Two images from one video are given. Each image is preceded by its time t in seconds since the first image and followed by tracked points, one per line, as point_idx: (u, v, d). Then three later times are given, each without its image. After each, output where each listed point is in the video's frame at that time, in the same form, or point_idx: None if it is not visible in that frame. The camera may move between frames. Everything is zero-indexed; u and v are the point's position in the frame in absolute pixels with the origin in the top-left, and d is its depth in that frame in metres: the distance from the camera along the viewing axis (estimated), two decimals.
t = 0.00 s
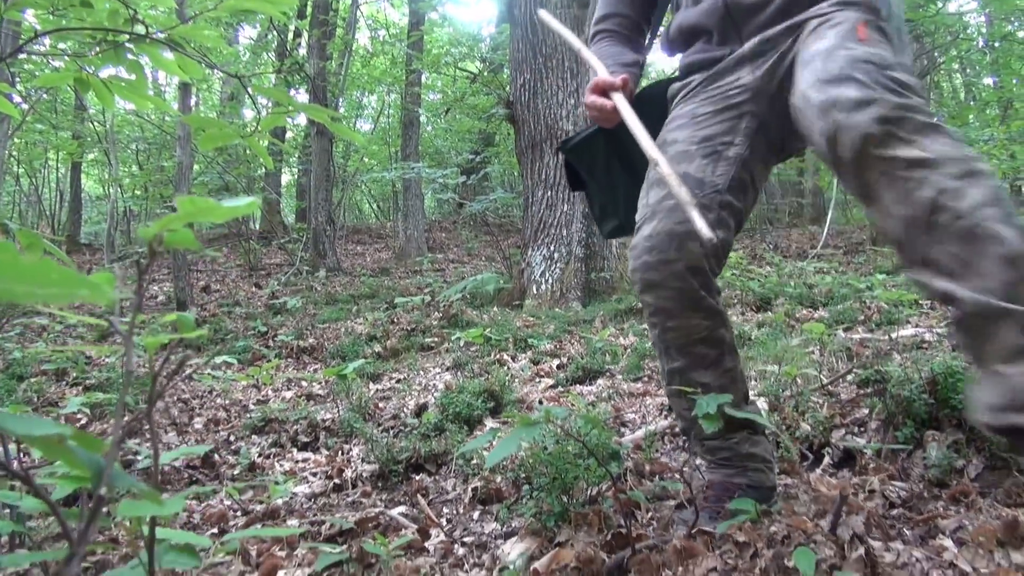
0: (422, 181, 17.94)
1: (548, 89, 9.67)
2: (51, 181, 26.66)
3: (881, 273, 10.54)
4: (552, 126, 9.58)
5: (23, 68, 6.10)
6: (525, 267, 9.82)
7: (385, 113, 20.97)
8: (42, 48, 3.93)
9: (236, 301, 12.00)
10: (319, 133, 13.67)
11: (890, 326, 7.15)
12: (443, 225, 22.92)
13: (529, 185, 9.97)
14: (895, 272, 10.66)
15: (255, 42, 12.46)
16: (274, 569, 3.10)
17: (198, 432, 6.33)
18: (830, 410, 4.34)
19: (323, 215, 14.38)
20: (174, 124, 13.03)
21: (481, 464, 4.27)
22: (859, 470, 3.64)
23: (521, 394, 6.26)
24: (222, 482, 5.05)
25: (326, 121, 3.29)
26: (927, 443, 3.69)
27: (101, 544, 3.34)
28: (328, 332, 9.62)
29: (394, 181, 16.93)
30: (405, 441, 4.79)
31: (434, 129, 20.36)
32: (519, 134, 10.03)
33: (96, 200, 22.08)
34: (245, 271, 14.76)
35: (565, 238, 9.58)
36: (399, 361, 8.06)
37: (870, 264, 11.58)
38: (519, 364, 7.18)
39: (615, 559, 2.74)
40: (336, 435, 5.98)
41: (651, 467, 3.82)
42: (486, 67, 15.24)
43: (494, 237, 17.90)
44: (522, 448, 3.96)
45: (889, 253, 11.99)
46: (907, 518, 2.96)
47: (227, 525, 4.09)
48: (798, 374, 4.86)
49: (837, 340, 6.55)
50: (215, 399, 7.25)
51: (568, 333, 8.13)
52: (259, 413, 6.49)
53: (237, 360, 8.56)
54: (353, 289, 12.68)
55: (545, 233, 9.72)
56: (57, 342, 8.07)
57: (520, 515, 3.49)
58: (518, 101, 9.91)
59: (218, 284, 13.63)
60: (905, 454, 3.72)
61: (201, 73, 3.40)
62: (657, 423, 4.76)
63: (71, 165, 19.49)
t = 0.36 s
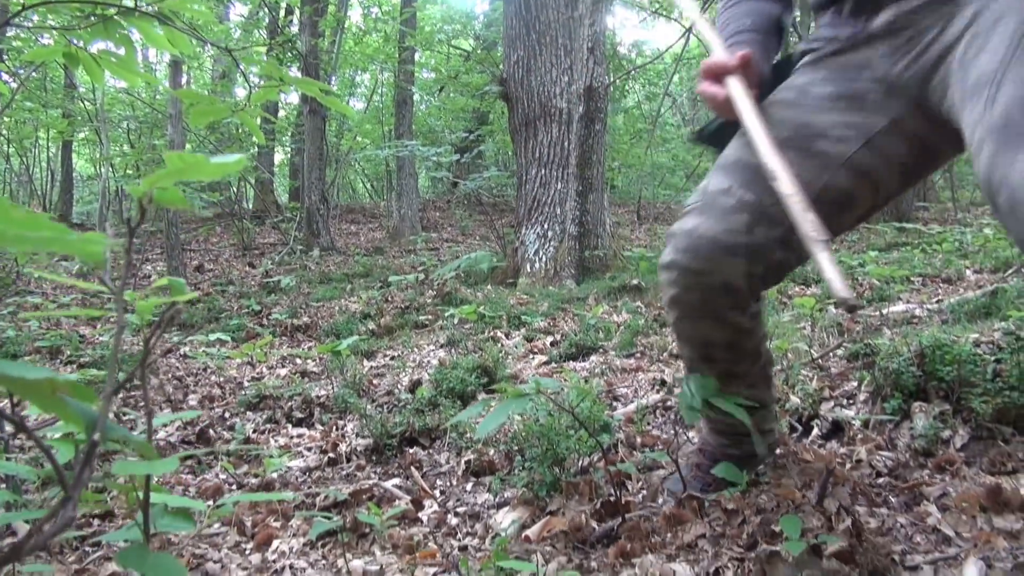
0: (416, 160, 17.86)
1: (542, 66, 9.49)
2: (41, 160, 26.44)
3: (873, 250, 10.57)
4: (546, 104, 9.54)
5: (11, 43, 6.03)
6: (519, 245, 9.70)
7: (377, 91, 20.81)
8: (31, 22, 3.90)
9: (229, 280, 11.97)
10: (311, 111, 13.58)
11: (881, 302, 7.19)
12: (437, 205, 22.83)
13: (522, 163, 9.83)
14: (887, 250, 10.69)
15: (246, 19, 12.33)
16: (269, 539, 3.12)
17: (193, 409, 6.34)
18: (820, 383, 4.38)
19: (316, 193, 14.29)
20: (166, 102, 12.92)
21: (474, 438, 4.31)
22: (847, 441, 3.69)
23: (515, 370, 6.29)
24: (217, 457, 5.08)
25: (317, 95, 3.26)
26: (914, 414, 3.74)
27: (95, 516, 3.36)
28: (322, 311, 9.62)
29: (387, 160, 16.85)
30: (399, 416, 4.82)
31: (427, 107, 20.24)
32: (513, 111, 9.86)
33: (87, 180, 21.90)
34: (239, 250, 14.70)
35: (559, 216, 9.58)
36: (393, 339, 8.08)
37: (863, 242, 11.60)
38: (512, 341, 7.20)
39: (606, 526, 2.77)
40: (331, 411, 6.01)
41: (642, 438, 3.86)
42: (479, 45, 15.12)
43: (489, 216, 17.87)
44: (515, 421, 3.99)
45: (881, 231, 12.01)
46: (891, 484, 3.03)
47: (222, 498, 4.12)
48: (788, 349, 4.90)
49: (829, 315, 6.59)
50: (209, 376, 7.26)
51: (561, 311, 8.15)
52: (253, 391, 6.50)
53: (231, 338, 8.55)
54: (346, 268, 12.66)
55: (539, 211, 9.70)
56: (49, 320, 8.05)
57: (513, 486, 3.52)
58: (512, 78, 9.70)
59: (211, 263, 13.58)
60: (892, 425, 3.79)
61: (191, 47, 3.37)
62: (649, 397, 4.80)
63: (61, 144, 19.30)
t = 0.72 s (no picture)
0: (410, 135, 17.72)
1: (536, 39, 9.43)
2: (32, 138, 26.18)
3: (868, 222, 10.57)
4: (541, 76, 9.45)
5: None
6: (514, 219, 9.71)
7: (370, 65, 20.59)
8: None
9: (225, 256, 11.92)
10: (303, 86, 13.45)
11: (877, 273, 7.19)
12: (432, 180, 22.70)
13: (516, 135, 9.79)
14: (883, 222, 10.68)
15: None
16: (269, 504, 3.13)
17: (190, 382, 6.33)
18: (816, 349, 4.39)
19: (310, 169, 14.16)
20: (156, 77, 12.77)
21: (473, 407, 4.32)
22: (843, 405, 3.72)
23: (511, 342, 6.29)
24: (216, 428, 5.09)
25: (309, 62, 3.19)
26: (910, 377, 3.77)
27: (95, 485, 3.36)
28: (318, 286, 9.59)
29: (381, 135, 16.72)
30: (396, 386, 4.82)
31: (421, 82, 20.06)
32: (507, 85, 9.82)
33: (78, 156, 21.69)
34: (233, 226, 14.63)
35: (555, 189, 9.55)
36: (390, 313, 8.07)
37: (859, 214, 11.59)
38: (509, 314, 7.19)
39: (605, 487, 2.80)
40: (328, 383, 6.02)
41: (640, 403, 3.88)
42: (472, 18, 14.93)
43: (483, 191, 17.79)
44: (513, 388, 4.00)
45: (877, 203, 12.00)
46: (887, 445, 3.05)
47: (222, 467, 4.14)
48: (784, 317, 4.91)
49: (825, 285, 6.60)
50: (205, 350, 7.25)
51: (557, 283, 8.15)
52: (250, 363, 6.50)
53: (227, 313, 8.54)
54: (341, 244, 12.62)
55: (534, 184, 9.66)
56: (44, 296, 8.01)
57: (512, 452, 3.54)
58: (506, 51, 9.64)
59: (205, 239, 13.51)
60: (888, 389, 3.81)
61: (181, 14, 3.30)
62: (646, 365, 4.81)
63: (51, 120, 19.08)
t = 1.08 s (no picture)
0: (403, 113, 17.59)
1: (530, 13, 9.34)
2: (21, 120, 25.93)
3: (863, 196, 10.55)
4: (535, 51, 9.37)
5: None
6: (509, 195, 9.67)
7: (362, 44, 20.40)
8: None
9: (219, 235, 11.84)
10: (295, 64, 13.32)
11: (873, 245, 7.19)
12: (426, 159, 22.57)
13: (511, 112, 9.73)
14: (878, 196, 10.66)
15: None
16: (270, 476, 3.13)
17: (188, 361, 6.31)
18: (813, 319, 4.40)
19: (304, 148, 14.04)
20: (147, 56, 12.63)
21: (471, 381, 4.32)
22: (840, 373, 3.73)
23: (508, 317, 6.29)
24: (214, 406, 5.09)
25: (304, 30, 3.15)
26: (906, 345, 3.78)
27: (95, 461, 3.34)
28: (314, 265, 9.56)
29: (374, 113, 16.59)
30: (394, 361, 4.82)
31: (414, 59, 19.89)
32: (501, 60, 9.74)
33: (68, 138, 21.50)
34: (227, 207, 14.54)
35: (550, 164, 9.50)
36: (386, 290, 8.05)
37: (854, 188, 11.56)
38: (505, 290, 7.18)
39: (605, 455, 2.80)
40: (326, 360, 6.02)
41: (638, 374, 3.88)
42: None
43: (478, 169, 17.71)
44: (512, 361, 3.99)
45: (872, 178, 11.97)
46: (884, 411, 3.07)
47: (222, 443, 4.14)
48: (781, 288, 4.91)
49: (821, 258, 6.59)
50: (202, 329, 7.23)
51: (554, 260, 8.13)
52: (247, 342, 6.48)
53: (223, 292, 8.50)
54: (336, 223, 12.55)
55: (529, 161, 9.61)
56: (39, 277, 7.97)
57: (511, 423, 3.54)
58: (500, 26, 9.55)
59: (199, 220, 13.43)
60: (884, 356, 3.82)
61: None
62: (644, 338, 4.81)
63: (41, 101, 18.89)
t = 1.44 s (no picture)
0: (398, 96, 17.47)
1: None
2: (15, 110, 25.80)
3: (861, 171, 10.50)
4: (530, 30, 9.30)
5: None
6: (507, 176, 9.63)
7: (355, 26, 20.24)
8: None
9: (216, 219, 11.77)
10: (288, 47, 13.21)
11: (872, 219, 7.17)
12: (422, 142, 22.45)
13: (507, 92, 9.67)
14: (876, 171, 10.62)
15: None
16: (274, 454, 3.13)
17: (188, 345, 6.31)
18: (813, 291, 4.40)
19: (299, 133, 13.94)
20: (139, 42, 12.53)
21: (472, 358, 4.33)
22: (841, 343, 3.73)
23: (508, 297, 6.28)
24: (216, 389, 5.09)
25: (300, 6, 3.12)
26: (906, 315, 3.79)
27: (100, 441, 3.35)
28: (312, 249, 9.53)
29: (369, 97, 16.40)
30: (395, 341, 4.81)
31: (408, 42, 19.74)
32: (496, 40, 9.67)
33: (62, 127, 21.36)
34: (223, 193, 14.48)
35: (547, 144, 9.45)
36: (385, 273, 8.03)
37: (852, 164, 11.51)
38: (505, 270, 7.16)
39: (608, 426, 2.81)
40: (327, 342, 6.01)
41: (639, 347, 3.88)
42: None
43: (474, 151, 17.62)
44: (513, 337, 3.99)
45: (870, 153, 11.92)
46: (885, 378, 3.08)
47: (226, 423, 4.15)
48: (781, 261, 4.90)
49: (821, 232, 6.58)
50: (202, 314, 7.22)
51: (552, 240, 8.08)
52: (247, 325, 6.47)
53: (222, 277, 8.48)
54: (333, 208, 12.50)
55: (526, 141, 9.56)
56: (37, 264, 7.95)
57: (513, 398, 3.55)
58: (494, 5, 9.47)
59: (196, 207, 13.37)
60: (885, 326, 3.82)
61: None
62: (644, 313, 4.81)
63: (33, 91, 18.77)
